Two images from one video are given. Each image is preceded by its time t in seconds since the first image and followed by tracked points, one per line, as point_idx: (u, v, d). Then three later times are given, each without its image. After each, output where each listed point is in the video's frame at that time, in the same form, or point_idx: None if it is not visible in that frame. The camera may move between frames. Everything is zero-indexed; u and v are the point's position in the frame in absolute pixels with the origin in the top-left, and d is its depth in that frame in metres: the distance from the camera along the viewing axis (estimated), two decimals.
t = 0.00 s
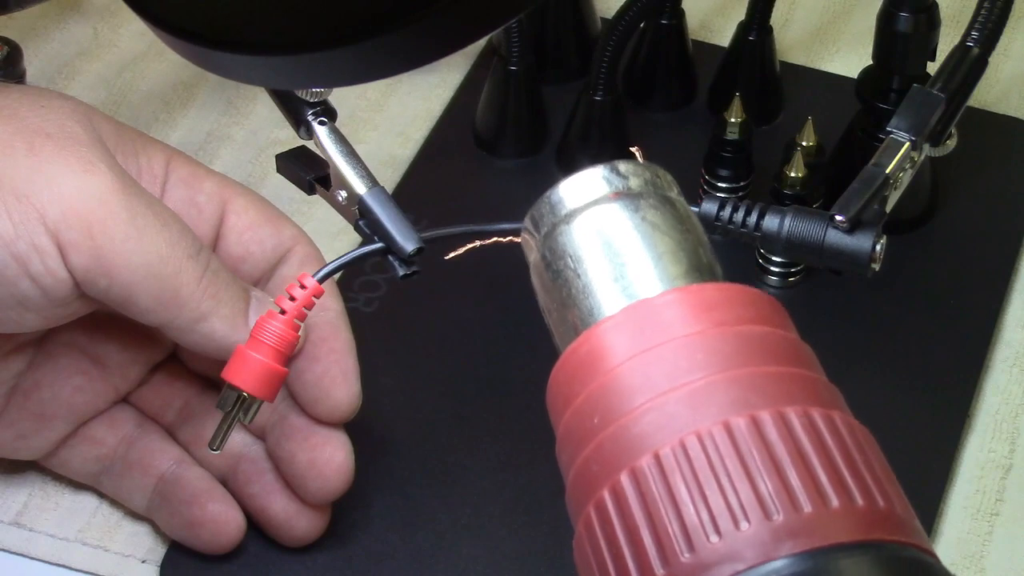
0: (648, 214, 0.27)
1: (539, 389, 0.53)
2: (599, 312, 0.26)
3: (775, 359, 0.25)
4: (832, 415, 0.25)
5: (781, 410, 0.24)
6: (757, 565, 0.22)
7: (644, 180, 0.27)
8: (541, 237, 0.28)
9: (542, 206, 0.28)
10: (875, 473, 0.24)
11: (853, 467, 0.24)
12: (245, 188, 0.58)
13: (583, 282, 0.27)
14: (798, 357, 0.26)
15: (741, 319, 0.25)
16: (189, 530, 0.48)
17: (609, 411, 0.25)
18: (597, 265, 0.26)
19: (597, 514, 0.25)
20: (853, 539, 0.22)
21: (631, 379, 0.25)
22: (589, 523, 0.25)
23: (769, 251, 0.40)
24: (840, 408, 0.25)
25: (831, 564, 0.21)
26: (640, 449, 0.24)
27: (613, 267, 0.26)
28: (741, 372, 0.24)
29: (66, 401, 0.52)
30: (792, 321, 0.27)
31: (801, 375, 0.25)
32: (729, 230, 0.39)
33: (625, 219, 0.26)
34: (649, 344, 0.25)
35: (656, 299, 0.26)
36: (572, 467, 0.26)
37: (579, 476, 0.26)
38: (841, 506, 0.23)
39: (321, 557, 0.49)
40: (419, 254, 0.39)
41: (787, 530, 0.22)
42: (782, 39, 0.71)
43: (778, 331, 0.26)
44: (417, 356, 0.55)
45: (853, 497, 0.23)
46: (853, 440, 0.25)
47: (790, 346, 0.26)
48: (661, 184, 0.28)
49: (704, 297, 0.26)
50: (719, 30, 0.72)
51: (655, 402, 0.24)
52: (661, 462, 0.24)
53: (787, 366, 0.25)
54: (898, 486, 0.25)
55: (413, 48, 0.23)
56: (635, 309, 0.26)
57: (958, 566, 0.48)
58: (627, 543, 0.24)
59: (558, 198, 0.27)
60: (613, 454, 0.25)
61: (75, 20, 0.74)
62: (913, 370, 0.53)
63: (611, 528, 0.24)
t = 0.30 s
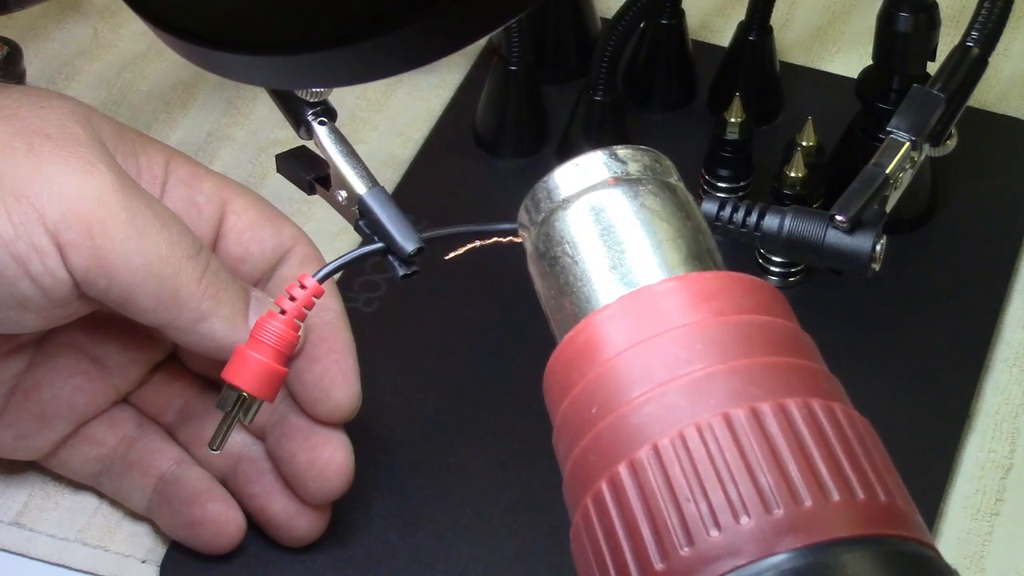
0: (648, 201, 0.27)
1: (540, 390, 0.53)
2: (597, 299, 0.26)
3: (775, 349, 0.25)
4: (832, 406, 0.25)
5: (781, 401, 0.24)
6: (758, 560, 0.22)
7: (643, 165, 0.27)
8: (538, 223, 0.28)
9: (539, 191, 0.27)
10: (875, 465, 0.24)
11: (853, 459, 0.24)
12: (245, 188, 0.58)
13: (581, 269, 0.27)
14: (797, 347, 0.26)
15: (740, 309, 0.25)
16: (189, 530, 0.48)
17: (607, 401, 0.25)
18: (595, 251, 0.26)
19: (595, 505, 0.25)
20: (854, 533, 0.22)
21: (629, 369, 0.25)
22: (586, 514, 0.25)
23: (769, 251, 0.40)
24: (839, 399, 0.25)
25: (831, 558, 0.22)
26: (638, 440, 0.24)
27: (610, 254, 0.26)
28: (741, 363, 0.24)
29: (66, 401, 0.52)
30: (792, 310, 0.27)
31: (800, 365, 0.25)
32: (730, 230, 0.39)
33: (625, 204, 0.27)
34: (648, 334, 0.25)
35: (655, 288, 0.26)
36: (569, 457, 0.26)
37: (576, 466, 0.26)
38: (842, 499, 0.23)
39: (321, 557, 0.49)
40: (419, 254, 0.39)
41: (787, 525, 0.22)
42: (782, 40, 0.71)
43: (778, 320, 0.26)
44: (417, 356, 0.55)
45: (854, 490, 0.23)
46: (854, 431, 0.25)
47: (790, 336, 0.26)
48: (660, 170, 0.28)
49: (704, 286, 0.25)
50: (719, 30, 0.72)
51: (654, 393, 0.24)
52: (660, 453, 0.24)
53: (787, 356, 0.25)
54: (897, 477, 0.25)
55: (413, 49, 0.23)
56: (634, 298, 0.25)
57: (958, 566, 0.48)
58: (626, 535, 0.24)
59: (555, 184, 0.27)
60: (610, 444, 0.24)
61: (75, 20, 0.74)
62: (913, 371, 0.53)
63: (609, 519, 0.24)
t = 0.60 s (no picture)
0: (645, 194, 0.27)
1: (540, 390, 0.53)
2: (595, 295, 0.26)
3: (775, 346, 0.25)
4: (832, 402, 0.25)
5: (782, 398, 0.24)
6: (760, 556, 0.22)
7: (640, 159, 0.27)
8: (535, 217, 0.27)
9: (536, 184, 0.27)
10: (875, 462, 0.24)
11: (853, 455, 0.24)
12: (245, 188, 0.58)
13: (578, 264, 0.27)
14: (796, 343, 0.26)
15: (740, 306, 0.25)
16: (189, 530, 0.48)
17: (608, 396, 0.25)
18: (592, 245, 0.26)
19: (595, 500, 0.25)
20: (856, 530, 0.22)
21: (629, 365, 0.25)
22: (586, 509, 0.25)
23: (769, 251, 0.40)
24: (839, 396, 0.25)
25: (832, 554, 0.21)
26: (640, 436, 0.24)
27: (608, 249, 0.26)
28: (741, 359, 0.24)
29: (66, 401, 0.52)
30: (790, 308, 0.27)
31: (800, 363, 0.25)
32: (730, 229, 0.39)
33: (622, 198, 0.26)
34: (648, 329, 0.25)
35: (654, 283, 0.26)
36: (568, 452, 0.26)
37: (576, 461, 0.26)
38: (843, 496, 0.23)
39: (321, 557, 0.49)
40: (419, 254, 0.39)
41: (789, 522, 0.22)
42: (782, 39, 0.71)
43: (777, 317, 0.26)
44: (417, 356, 0.55)
45: (855, 487, 0.23)
46: (853, 428, 0.25)
47: (789, 332, 0.26)
48: (658, 163, 0.28)
49: (704, 282, 0.25)
50: (719, 30, 0.72)
51: (655, 389, 0.24)
52: (661, 449, 0.24)
53: (787, 353, 0.25)
54: (896, 474, 0.25)
55: (414, 49, 0.23)
56: (633, 293, 0.25)
57: (958, 566, 0.48)
58: (627, 531, 0.24)
59: (552, 178, 0.27)
60: (611, 440, 0.24)
61: (75, 20, 0.74)
62: (913, 370, 0.53)
63: (609, 515, 0.24)
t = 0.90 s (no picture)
0: (639, 215, 0.27)
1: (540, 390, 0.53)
2: (590, 313, 0.26)
3: (767, 361, 0.25)
4: (824, 417, 0.25)
5: (775, 413, 0.24)
6: (753, 569, 0.22)
7: (634, 179, 0.27)
8: (531, 236, 0.28)
9: (532, 204, 0.27)
10: (868, 476, 0.24)
11: (846, 470, 0.24)
12: (245, 188, 0.58)
13: (573, 282, 0.26)
14: (790, 359, 0.26)
15: (733, 321, 0.25)
16: (189, 530, 0.48)
17: (602, 412, 0.25)
18: (587, 264, 0.26)
19: (591, 515, 0.25)
20: (849, 542, 0.22)
21: (624, 380, 0.25)
22: (582, 524, 0.25)
23: (769, 251, 0.40)
24: (832, 411, 0.25)
25: (825, 567, 0.21)
26: (635, 451, 0.24)
27: (603, 267, 0.26)
28: (734, 375, 0.24)
29: (66, 401, 0.52)
30: (784, 323, 0.27)
31: (793, 377, 0.25)
32: (730, 230, 0.39)
33: (616, 218, 0.26)
34: (642, 345, 0.25)
35: (648, 300, 0.26)
36: (564, 467, 0.26)
37: (572, 476, 0.26)
38: (836, 510, 0.23)
39: (320, 557, 0.49)
40: (419, 254, 0.39)
41: (782, 535, 0.22)
42: (782, 39, 0.71)
43: (770, 332, 0.26)
44: (417, 356, 0.55)
45: (847, 500, 0.23)
46: (846, 443, 0.25)
47: (782, 348, 0.26)
48: (651, 183, 0.28)
49: (697, 298, 0.25)
50: (719, 30, 0.72)
51: (649, 404, 0.24)
52: (655, 464, 0.24)
53: (779, 368, 0.25)
54: (889, 488, 0.25)
55: (414, 49, 0.23)
56: (627, 310, 0.25)
57: (958, 566, 0.48)
58: (622, 546, 0.24)
59: (548, 197, 0.27)
60: (606, 454, 0.24)
61: (75, 20, 0.74)
62: (913, 370, 0.53)
63: (605, 530, 0.24)
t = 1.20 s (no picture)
0: (652, 217, 0.27)
1: (540, 389, 0.54)
2: (602, 315, 0.26)
3: (780, 366, 0.25)
4: (837, 422, 0.25)
5: (788, 419, 0.24)
6: None
7: (648, 182, 0.27)
8: (543, 238, 0.27)
9: (545, 206, 0.27)
10: (880, 482, 0.24)
11: (858, 476, 0.24)
12: (244, 188, 0.58)
13: (585, 284, 0.26)
14: (802, 363, 0.26)
15: (745, 325, 0.25)
16: (189, 530, 0.48)
17: (614, 416, 0.25)
18: (599, 266, 0.26)
19: (602, 519, 0.25)
20: (861, 549, 0.22)
21: (636, 385, 0.25)
22: (593, 528, 0.25)
23: (769, 251, 0.40)
24: (843, 415, 0.25)
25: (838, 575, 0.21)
26: (647, 456, 0.24)
27: (615, 270, 0.26)
28: (747, 380, 0.24)
29: (66, 401, 0.52)
30: (794, 326, 0.27)
31: (805, 383, 0.25)
32: (730, 230, 0.39)
33: (629, 220, 0.26)
34: (655, 350, 0.25)
35: (660, 304, 0.25)
36: (575, 470, 0.26)
37: (583, 480, 0.25)
38: (849, 516, 0.23)
39: (320, 557, 0.49)
40: (419, 254, 0.39)
41: (795, 542, 0.22)
42: (782, 40, 0.71)
43: (782, 337, 0.26)
44: (418, 356, 0.55)
45: (860, 507, 0.23)
46: (858, 448, 0.25)
47: (794, 353, 0.26)
48: (665, 186, 0.28)
49: (710, 303, 0.25)
50: (719, 30, 0.72)
51: (662, 409, 0.24)
52: (668, 469, 0.24)
53: (792, 374, 0.25)
54: (900, 493, 0.25)
55: (415, 49, 0.23)
56: (639, 314, 0.25)
57: (958, 566, 0.48)
58: (633, 550, 0.24)
59: (560, 199, 0.27)
60: (618, 459, 0.24)
61: (75, 20, 0.74)
62: (913, 370, 0.53)
63: (616, 533, 0.24)
